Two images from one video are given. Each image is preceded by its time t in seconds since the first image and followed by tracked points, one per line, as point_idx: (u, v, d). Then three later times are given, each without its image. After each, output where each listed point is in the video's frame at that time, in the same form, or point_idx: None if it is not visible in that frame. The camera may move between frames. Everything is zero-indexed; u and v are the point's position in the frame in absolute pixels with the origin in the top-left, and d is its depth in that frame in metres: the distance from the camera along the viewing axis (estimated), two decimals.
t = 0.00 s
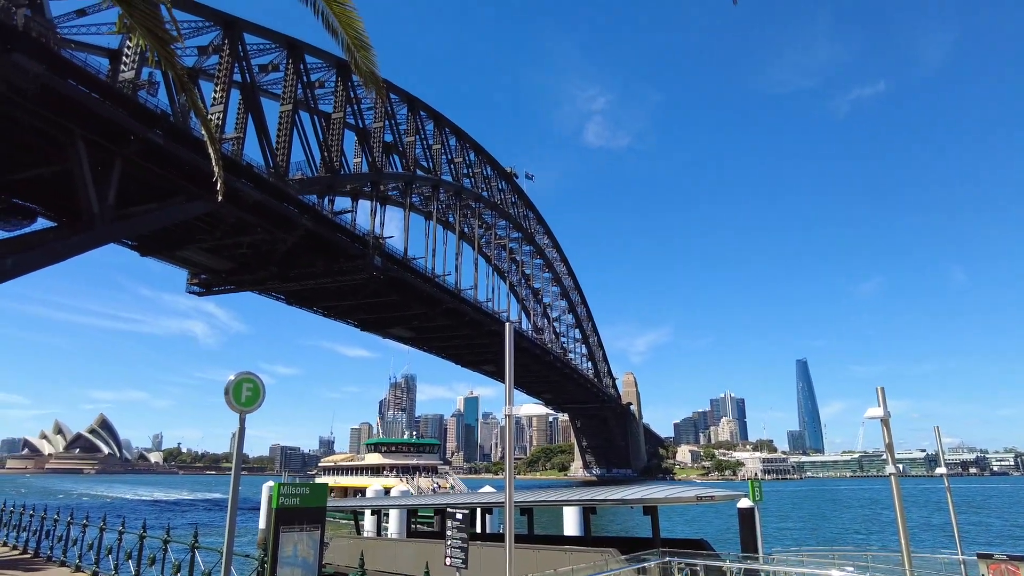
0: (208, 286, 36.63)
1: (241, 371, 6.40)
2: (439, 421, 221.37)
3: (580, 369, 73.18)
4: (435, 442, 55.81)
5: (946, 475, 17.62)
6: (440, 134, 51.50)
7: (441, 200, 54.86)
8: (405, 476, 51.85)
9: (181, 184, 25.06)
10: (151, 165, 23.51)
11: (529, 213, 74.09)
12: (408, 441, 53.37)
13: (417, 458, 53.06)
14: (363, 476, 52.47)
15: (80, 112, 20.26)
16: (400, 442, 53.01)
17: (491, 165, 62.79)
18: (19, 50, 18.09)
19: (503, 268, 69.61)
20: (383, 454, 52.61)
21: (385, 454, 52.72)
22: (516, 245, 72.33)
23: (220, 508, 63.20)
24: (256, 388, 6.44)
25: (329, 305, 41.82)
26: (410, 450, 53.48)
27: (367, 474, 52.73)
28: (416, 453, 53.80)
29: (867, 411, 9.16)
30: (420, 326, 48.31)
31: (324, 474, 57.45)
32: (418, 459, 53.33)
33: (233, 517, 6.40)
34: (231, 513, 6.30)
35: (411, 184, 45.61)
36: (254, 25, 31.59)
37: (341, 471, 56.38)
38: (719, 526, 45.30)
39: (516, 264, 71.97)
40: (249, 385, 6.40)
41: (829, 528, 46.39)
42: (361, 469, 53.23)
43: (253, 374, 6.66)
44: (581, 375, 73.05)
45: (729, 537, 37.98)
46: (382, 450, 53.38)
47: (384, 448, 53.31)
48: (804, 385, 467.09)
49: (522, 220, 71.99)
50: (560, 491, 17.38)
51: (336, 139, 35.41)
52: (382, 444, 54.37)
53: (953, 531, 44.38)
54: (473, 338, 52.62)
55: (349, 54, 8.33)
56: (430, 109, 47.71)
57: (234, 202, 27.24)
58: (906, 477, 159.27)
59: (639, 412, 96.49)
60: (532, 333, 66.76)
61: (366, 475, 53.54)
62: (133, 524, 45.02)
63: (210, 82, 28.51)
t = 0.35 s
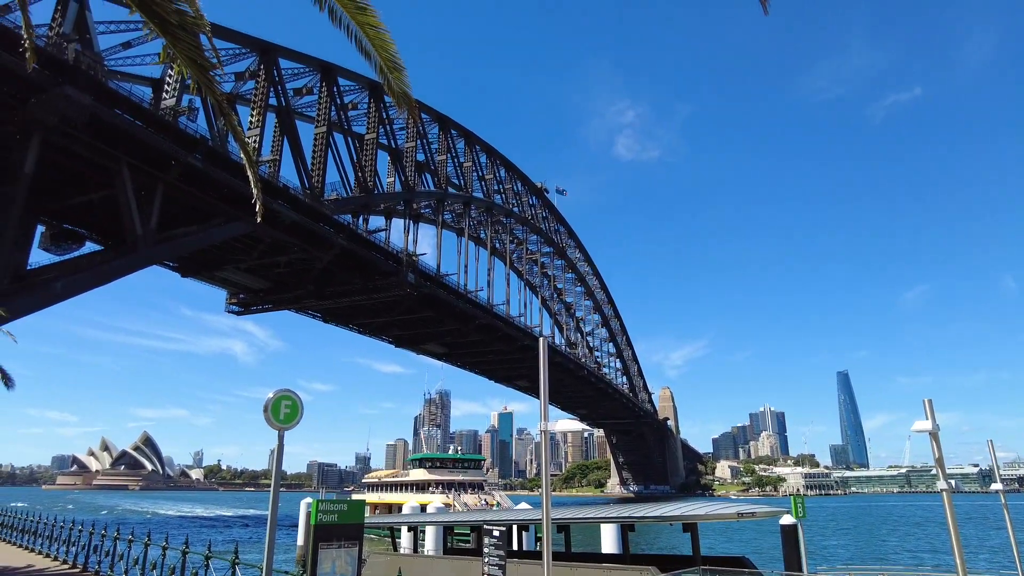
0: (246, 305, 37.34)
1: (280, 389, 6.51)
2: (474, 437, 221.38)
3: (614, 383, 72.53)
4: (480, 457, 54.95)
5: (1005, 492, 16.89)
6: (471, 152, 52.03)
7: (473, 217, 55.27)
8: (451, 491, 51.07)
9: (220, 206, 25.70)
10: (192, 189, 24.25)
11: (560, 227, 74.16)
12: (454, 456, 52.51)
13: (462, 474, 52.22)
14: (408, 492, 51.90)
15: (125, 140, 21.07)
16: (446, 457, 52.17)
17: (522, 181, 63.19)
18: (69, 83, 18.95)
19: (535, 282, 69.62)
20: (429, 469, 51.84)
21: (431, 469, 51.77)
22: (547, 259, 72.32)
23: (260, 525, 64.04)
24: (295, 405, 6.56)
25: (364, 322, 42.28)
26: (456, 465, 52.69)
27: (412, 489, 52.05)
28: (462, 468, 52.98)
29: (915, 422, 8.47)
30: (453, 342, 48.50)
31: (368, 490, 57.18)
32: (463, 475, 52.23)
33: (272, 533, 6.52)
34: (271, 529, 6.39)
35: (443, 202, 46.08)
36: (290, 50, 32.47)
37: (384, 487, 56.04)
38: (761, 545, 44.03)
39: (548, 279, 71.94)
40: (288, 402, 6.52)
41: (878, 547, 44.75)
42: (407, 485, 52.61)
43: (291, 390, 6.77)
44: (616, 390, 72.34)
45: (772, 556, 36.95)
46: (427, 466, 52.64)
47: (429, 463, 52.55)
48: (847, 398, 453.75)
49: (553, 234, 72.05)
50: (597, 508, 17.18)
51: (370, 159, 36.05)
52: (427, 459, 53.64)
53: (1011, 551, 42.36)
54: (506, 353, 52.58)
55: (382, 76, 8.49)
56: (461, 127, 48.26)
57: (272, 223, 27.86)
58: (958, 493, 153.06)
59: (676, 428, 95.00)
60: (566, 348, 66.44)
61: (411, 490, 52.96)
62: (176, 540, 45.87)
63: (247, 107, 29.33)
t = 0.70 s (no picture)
0: (282, 321, 38.01)
1: (315, 403, 6.59)
2: (507, 449, 220.85)
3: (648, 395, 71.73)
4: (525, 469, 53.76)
5: None
6: (500, 165, 52.35)
7: (503, 230, 55.47)
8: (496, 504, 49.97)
9: (256, 225, 26.27)
10: (228, 208, 24.85)
11: (590, 238, 74.02)
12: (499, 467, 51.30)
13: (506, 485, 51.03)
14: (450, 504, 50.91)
15: (165, 162, 21.74)
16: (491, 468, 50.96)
17: (551, 193, 63.34)
18: (112, 108, 19.65)
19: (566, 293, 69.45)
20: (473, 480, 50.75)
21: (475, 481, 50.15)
22: (578, 270, 72.13)
23: (297, 538, 64.79)
24: (331, 419, 6.62)
25: (397, 336, 42.66)
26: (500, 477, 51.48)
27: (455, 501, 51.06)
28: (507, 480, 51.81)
29: (966, 434, 8.11)
30: (485, 354, 48.58)
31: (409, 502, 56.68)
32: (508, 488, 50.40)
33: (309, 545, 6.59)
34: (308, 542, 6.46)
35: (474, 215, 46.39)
36: (321, 70, 33.16)
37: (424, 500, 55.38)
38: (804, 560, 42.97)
39: (579, 290, 71.73)
40: (324, 417, 6.59)
41: (927, 561, 43.23)
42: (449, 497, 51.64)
43: (326, 404, 6.84)
44: (651, 402, 71.54)
45: (815, 571, 36.01)
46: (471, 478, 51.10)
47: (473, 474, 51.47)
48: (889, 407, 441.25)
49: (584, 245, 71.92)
50: (633, 522, 16.94)
51: (401, 175, 36.51)
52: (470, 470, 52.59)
53: None
54: (538, 365, 52.42)
55: (413, 94, 8.63)
56: (489, 141, 48.63)
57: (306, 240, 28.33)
58: (1012, 506, 147.14)
59: (712, 439, 93.43)
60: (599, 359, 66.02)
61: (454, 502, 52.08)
62: (216, 553, 46.66)
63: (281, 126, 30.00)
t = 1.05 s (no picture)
0: (318, 335, 38.58)
1: (352, 416, 6.64)
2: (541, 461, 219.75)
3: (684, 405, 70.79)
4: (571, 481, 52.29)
5: None
6: (528, 177, 52.54)
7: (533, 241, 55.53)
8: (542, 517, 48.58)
9: (291, 241, 26.79)
10: (264, 225, 25.37)
11: (620, 247, 73.70)
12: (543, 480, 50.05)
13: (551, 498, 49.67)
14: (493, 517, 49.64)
15: (203, 182, 22.33)
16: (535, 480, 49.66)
17: (580, 203, 63.33)
18: (152, 132, 20.27)
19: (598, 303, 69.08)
20: (518, 494, 49.31)
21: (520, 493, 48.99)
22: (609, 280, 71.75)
23: (334, 551, 65.26)
24: (367, 432, 6.68)
25: (429, 348, 42.93)
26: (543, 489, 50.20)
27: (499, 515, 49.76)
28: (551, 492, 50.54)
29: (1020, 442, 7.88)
30: (517, 366, 48.55)
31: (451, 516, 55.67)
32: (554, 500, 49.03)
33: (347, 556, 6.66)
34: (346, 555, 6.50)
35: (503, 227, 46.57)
36: (352, 89, 33.79)
37: (467, 513, 54.18)
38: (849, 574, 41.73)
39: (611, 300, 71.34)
40: (360, 429, 6.64)
41: None
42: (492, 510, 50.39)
43: (363, 417, 6.90)
44: (686, 412, 70.52)
45: None
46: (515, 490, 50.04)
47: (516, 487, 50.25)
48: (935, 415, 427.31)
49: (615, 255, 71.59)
50: (670, 534, 16.66)
51: (431, 189, 36.86)
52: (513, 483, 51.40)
53: None
54: (571, 376, 52.15)
55: (444, 109, 8.71)
56: (518, 153, 48.86)
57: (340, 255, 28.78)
58: None
59: (750, 450, 91.64)
60: (632, 369, 65.41)
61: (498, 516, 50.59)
62: (255, 566, 47.25)
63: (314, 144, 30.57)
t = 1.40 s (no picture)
0: (353, 345, 39.05)
1: (389, 425, 6.69)
2: (577, 470, 218.33)
3: (722, 411, 69.63)
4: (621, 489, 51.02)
5: None
6: (559, 184, 52.54)
7: (565, 248, 55.43)
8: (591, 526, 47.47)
9: (326, 253, 27.22)
10: (300, 238, 25.85)
11: (654, 252, 73.14)
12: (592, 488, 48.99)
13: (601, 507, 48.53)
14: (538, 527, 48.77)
15: (240, 197, 22.87)
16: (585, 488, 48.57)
17: (612, 209, 63.10)
18: (191, 150, 20.84)
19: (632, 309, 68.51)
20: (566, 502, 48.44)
21: (569, 501, 48.05)
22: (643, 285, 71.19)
23: (372, 559, 65.77)
24: (404, 440, 6.73)
25: (463, 356, 43.08)
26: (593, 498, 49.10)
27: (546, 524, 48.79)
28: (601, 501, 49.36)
29: None
30: (551, 374, 48.42)
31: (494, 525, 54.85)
32: (604, 509, 47.96)
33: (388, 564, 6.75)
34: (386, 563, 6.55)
35: (535, 235, 46.61)
36: (383, 102, 34.30)
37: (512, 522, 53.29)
38: None
39: (645, 306, 70.73)
40: (397, 438, 6.69)
41: None
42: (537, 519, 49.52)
43: (399, 426, 6.96)
44: (724, 418, 69.31)
45: None
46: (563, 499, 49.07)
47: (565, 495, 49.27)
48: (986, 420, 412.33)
49: (648, 260, 71.01)
50: (710, 543, 16.35)
51: (462, 199, 37.14)
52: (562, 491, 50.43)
53: None
54: (606, 384, 51.76)
55: (476, 120, 8.80)
56: (548, 160, 48.95)
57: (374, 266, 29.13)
58: None
59: (791, 456, 89.66)
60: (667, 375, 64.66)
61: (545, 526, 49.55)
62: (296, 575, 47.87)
63: (347, 158, 31.09)
